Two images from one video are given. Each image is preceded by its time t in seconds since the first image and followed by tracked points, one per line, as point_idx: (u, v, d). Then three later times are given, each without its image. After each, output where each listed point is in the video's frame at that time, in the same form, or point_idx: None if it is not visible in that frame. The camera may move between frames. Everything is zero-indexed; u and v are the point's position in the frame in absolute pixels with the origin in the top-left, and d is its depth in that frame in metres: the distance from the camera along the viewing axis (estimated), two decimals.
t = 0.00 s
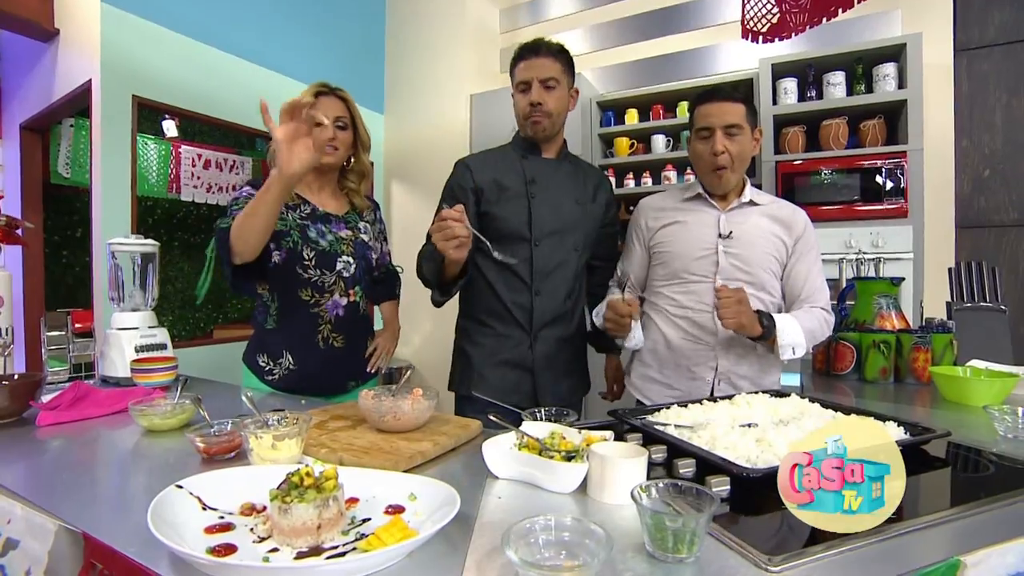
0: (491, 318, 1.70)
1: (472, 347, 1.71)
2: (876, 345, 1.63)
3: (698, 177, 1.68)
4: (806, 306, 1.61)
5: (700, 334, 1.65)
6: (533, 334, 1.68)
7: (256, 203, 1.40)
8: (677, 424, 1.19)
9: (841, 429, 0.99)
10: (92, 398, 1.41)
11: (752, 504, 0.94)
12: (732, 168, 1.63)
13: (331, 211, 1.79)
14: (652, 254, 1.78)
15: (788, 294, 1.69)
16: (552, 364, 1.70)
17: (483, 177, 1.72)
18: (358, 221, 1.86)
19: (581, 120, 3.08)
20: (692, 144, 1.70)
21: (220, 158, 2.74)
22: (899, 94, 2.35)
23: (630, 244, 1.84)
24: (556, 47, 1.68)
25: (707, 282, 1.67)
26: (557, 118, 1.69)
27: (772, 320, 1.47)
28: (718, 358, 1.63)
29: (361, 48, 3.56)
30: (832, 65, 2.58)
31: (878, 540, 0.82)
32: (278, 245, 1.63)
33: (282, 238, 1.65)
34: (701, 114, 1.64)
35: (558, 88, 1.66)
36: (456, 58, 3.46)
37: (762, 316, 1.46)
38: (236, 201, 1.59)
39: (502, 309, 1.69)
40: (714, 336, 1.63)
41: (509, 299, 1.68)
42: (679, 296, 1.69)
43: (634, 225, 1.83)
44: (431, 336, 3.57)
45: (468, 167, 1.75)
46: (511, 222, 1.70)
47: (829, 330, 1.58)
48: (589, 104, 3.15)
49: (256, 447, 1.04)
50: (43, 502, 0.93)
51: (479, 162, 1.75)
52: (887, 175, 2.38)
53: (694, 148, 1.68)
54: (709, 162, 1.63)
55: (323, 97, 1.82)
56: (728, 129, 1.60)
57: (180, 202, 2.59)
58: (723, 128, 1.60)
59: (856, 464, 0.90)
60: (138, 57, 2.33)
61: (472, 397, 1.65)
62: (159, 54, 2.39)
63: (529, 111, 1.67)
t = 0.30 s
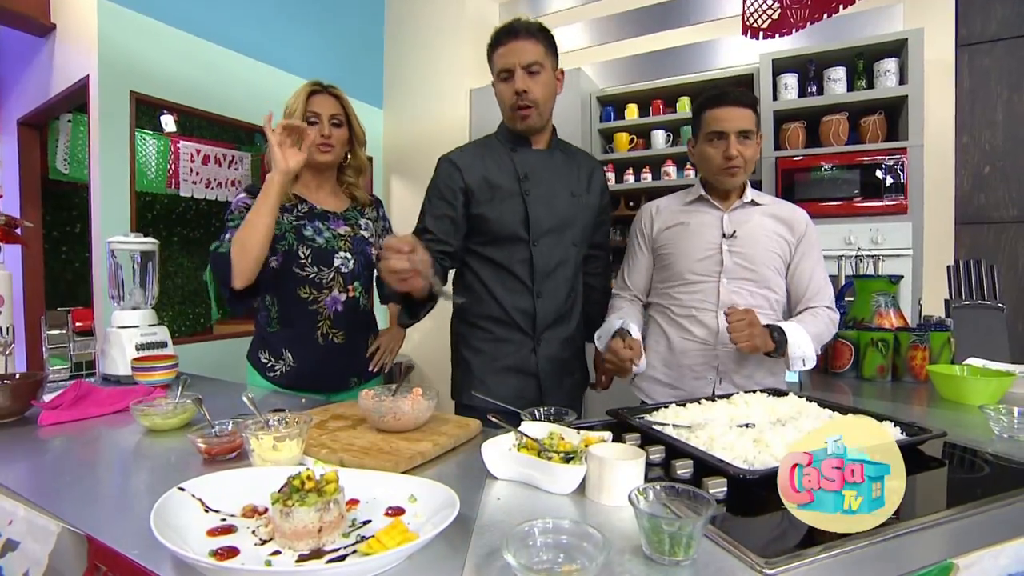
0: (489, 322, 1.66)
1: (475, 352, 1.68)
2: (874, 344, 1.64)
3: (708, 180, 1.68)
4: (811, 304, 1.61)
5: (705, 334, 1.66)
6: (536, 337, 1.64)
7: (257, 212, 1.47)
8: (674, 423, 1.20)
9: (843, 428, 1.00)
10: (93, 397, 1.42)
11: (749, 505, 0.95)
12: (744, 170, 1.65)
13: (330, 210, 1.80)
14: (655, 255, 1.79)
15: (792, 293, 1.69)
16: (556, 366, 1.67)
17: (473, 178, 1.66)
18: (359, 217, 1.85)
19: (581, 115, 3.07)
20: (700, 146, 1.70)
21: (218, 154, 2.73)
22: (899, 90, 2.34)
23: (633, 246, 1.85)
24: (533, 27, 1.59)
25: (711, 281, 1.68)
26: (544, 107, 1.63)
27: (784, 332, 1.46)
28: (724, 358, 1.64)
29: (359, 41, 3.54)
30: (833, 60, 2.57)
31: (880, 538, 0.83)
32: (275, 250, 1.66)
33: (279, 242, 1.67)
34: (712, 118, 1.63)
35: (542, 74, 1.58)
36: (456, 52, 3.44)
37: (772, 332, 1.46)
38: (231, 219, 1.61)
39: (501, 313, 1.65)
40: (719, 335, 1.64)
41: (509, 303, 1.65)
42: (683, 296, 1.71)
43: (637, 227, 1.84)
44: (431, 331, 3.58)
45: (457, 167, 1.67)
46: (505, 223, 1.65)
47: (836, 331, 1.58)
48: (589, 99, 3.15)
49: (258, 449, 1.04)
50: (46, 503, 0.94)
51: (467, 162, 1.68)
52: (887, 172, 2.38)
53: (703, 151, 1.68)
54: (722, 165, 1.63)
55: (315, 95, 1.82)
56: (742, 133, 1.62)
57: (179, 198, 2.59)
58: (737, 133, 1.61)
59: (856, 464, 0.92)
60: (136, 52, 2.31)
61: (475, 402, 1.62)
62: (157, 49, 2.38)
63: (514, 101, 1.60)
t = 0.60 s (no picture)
0: (483, 329, 1.48)
1: (469, 363, 1.48)
2: (873, 343, 1.64)
3: (718, 163, 1.67)
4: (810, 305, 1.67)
5: (709, 333, 1.67)
6: (536, 342, 1.49)
7: (265, 242, 1.59)
8: (672, 424, 1.21)
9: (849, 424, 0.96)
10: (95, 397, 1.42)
11: (747, 506, 0.96)
12: (751, 153, 1.66)
13: (327, 211, 1.82)
14: (657, 251, 1.78)
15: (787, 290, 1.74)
16: (558, 373, 1.53)
17: (451, 179, 1.42)
18: (356, 218, 1.85)
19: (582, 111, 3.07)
20: (705, 129, 1.70)
21: (217, 151, 2.73)
22: (900, 87, 2.33)
23: (633, 241, 1.82)
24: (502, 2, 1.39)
25: (715, 279, 1.68)
26: (517, 96, 1.42)
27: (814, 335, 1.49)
28: (728, 357, 1.65)
29: (358, 36, 3.52)
30: (834, 57, 2.57)
31: (878, 540, 0.85)
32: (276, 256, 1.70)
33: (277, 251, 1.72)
34: (720, 101, 1.66)
35: (514, 57, 1.38)
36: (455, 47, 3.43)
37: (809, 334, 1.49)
38: (233, 239, 1.70)
39: (496, 320, 1.47)
40: (723, 335, 1.66)
41: (506, 310, 1.46)
42: (688, 294, 1.70)
43: (636, 220, 1.82)
44: (431, 327, 3.59)
45: (432, 164, 1.42)
46: (494, 226, 1.44)
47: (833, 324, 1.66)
48: (589, 95, 3.14)
49: (259, 452, 1.05)
50: (49, 505, 0.95)
51: (442, 158, 1.44)
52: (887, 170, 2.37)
53: (711, 134, 1.67)
54: (734, 144, 1.64)
55: (301, 93, 1.82)
56: (748, 115, 1.65)
57: (178, 194, 2.59)
58: (746, 114, 1.64)
59: (855, 463, 0.92)
60: (135, 49, 2.30)
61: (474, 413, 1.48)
62: (154, 45, 2.37)
63: (482, 88, 1.40)
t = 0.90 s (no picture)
0: (476, 334, 1.47)
1: (463, 369, 1.48)
2: (871, 344, 1.65)
3: (720, 168, 1.67)
4: (808, 308, 1.67)
5: (705, 335, 1.68)
6: (531, 345, 1.49)
7: (267, 247, 1.61)
8: (671, 427, 1.21)
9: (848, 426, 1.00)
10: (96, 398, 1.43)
11: (745, 510, 0.96)
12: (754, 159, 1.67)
13: (324, 211, 1.83)
14: (654, 253, 1.78)
15: (784, 292, 1.75)
16: (553, 378, 1.53)
17: (436, 186, 1.39)
18: (353, 218, 1.87)
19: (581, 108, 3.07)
20: (707, 134, 1.69)
21: (217, 148, 2.73)
22: (901, 84, 2.33)
23: (630, 242, 1.83)
24: None
25: (713, 282, 1.68)
26: (501, 92, 1.36)
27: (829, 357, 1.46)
28: (725, 360, 1.65)
29: (357, 31, 3.51)
30: (834, 55, 2.56)
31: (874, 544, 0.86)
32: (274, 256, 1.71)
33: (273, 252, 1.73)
34: (724, 107, 1.65)
35: (498, 50, 1.31)
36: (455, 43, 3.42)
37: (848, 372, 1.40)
38: (232, 240, 1.71)
39: (491, 325, 1.47)
40: (719, 337, 1.66)
41: (500, 316, 1.46)
42: (685, 296, 1.71)
43: (633, 221, 1.82)
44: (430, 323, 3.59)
45: (415, 170, 1.40)
46: (483, 232, 1.42)
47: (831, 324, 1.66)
48: (588, 92, 3.14)
49: (260, 455, 1.06)
50: (51, 508, 0.95)
51: (425, 164, 1.41)
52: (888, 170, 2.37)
53: (714, 139, 1.67)
54: (737, 152, 1.64)
55: (293, 95, 1.84)
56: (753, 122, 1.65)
57: (178, 191, 2.59)
58: (751, 121, 1.63)
59: (855, 464, 0.93)
60: (133, 47, 2.29)
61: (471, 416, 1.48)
62: (152, 43, 2.36)
63: (463, 85, 1.34)
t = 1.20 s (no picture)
0: (473, 338, 1.48)
1: (459, 372, 1.49)
2: (869, 344, 1.66)
3: (719, 164, 1.67)
4: (807, 308, 1.68)
5: (704, 336, 1.68)
6: (528, 348, 1.50)
7: (268, 254, 1.62)
8: (670, 431, 1.22)
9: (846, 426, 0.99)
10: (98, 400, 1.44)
11: (743, 514, 0.97)
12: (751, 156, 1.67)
13: (319, 211, 1.84)
14: (652, 254, 1.79)
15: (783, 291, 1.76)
16: (551, 381, 1.55)
17: (430, 193, 1.39)
18: (348, 217, 1.88)
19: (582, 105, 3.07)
20: (706, 129, 1.68)
21: (217, 146, 2.73)
22: (902, 83, 2.32)
23: (629, 243, 1.83)
24: None
25: (711, 282, 1.69)
26: (496, 91, 1.36)
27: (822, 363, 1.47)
28: (724, 361, 1.66)
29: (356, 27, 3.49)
30: (835, 53, 2.55)
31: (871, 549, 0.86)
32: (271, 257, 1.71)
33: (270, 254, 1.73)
34: (723, 103, 1.64)
35: (492, 49, 1.31)
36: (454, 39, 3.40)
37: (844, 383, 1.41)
38: (229, 244, 1.71)
39: (488, 329, 1.47)
40: (718, 338, 1.67)
41: (495, 319, 1.47)
42: (685, 297, 1.72)
43: (632, 222, 1.82)
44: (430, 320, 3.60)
45: (407, 174, 1.40)
46: (476, 237, 1.43)
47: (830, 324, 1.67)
48: (588, 89, 3.15)
49: (262, 459, 1.06)
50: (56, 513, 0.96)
51: (418, 168, 1.41)
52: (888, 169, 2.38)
53: (713, 134, 1.66)
54: (737, 148, 1.64)
55: (284, 98, 1.84)
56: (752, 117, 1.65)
57: (178, 189, 2.59)
58: (749, 116, 1.63)
59: (855, 464, 0.94)
60: (131, 45, 2.28)
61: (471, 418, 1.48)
62: (151, 41, 2.35)
63: (458, 85, 1.33)
